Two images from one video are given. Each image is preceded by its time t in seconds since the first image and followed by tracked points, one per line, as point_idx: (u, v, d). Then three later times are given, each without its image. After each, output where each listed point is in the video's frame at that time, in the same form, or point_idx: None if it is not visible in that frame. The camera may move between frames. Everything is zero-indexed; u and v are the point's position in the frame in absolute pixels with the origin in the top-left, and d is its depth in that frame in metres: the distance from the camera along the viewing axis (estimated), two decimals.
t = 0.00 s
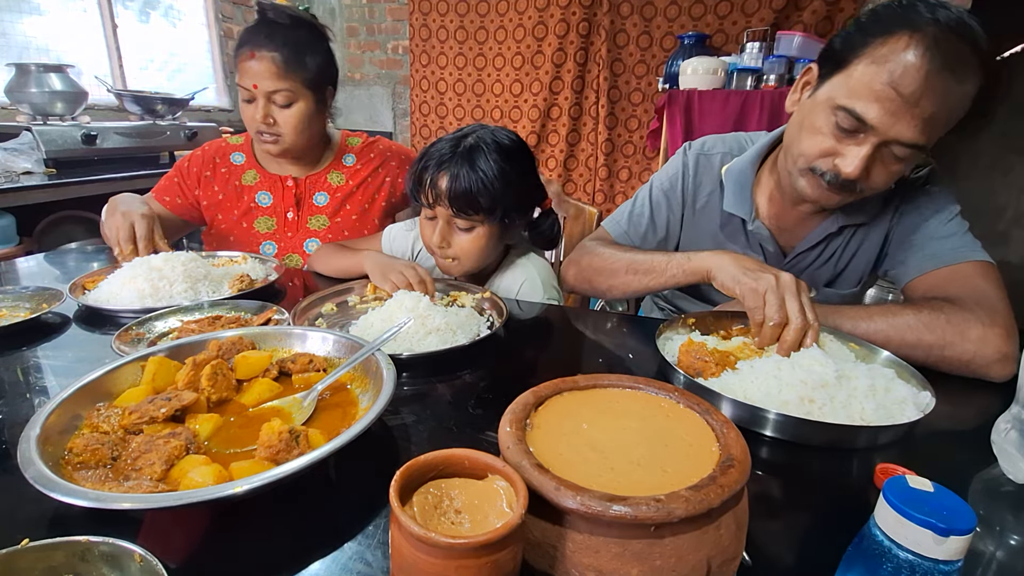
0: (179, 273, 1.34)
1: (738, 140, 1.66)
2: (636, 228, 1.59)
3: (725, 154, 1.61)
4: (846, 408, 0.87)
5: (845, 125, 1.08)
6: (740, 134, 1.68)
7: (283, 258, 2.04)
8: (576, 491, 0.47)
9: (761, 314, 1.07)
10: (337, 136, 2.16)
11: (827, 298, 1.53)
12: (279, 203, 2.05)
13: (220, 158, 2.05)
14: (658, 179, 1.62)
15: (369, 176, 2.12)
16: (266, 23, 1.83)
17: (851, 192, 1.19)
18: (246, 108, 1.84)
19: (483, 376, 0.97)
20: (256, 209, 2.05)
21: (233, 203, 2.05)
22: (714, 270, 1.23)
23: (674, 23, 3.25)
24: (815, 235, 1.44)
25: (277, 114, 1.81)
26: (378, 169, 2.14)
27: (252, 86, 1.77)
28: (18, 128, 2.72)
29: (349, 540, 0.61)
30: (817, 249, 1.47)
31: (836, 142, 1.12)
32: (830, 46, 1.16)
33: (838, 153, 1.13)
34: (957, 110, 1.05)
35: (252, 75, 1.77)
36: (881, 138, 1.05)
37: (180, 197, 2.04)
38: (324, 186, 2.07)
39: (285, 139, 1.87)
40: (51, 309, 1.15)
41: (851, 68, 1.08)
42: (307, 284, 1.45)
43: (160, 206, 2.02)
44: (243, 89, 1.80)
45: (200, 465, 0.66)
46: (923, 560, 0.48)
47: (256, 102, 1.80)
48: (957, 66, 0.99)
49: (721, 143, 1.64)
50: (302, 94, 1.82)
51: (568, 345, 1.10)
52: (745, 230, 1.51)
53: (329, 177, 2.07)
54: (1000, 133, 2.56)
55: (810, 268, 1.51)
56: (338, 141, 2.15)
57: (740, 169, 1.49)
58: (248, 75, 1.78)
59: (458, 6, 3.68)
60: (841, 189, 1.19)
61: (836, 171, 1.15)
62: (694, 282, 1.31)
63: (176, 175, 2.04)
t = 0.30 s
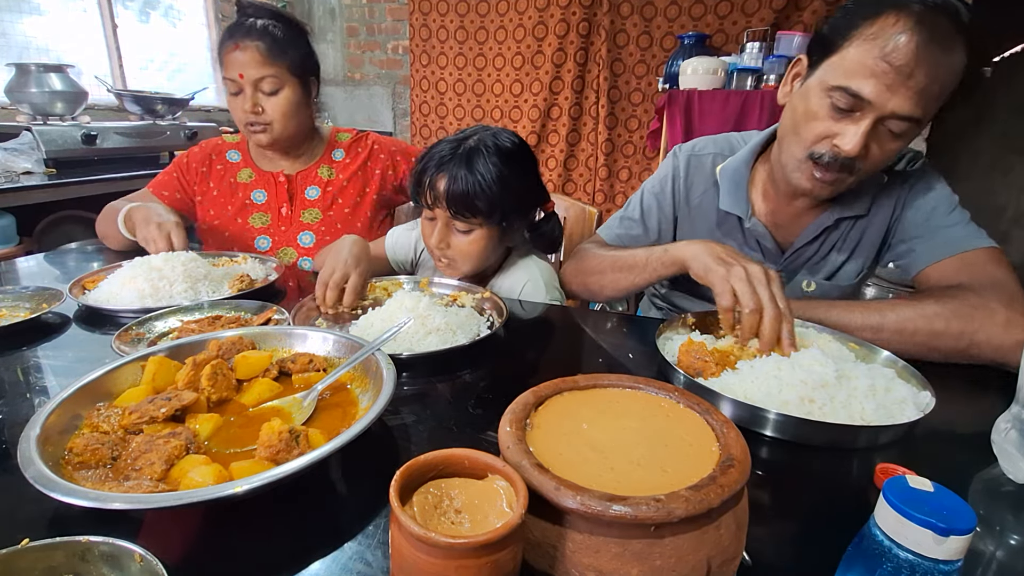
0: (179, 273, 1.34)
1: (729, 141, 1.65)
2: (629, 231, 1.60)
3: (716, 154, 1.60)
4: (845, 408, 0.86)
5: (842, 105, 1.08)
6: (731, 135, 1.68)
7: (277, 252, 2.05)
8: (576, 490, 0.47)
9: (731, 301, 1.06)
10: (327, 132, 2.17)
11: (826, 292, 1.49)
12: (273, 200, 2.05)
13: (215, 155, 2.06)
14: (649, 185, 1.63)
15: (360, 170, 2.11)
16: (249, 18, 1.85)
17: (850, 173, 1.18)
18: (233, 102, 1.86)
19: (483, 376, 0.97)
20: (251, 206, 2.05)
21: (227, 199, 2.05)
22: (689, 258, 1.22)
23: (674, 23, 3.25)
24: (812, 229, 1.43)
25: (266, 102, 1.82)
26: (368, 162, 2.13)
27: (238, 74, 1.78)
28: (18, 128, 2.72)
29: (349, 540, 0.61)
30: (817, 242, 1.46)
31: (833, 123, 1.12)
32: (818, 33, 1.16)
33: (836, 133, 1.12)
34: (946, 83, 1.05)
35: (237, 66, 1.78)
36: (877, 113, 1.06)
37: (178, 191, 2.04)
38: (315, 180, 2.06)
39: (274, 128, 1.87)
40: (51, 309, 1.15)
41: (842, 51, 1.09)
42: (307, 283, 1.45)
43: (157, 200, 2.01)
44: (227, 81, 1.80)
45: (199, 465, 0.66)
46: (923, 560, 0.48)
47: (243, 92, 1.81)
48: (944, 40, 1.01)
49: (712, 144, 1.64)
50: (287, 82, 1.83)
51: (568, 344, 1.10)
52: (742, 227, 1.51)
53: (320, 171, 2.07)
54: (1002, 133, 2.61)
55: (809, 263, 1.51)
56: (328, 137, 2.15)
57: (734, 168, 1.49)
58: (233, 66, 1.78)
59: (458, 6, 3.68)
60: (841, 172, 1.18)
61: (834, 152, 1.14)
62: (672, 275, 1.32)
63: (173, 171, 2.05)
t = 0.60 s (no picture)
0: (179, 273, 1.34)
1: (737, 143, 1.65)
2: (628, 235, 1.60)
3: (722, 158, 1.59)
4: (845, 408, 0.87)
5: (862, 121, 1.07)
6: (738, 137, 1.67)
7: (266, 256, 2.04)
8: (576, 491, 0.47)
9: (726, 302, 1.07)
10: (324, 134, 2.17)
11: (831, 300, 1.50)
12: (264, 204, 2.04)
13: (211, 156, 2.06)
14: (651, 189, 1.64)
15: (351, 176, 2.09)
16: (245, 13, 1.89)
17: (866, 188, 1.20)
18: (225, 82, 1.87)
19: (483, 376, 0.97)
20: (243, 209, 2.05)
21: (221, 201, 2.05)
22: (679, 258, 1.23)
23: (674, 23, 3.25)
24: (822, 238, 1.44)
25: (259, 80, 1.84)
26: (359, 168, 2.09)
27: (233, 52, 1.81)
28: (18, 128, 2.72)
29: (348, 540, 0.61)
30: (826, 251, 1.46)
31: (851, 138, 1.12)
32: (842, 41, 1.16)
33: (855, 149, 1.13)
34: (976, 102, 1.05)
35: (232, 44, 1.81)
36: (900, 131, 1.04)
37: (177, 189, 2.05)
38: (306, 184, 2.05)
39: (268, 109, 1.87)
40: (51, 309, 1.15)
41: (865, 64, 1.09)
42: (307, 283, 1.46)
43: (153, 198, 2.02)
44: (223, 59, 1.83)
45: (199, 465, 0.66)
46: (923, 560, 0.48)
47: (237, 69, 1.83)
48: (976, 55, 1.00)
49: (718, 146, 1.63)
50: (280, 63, 1.86)
51: (568, 344, 1.10)
52: (748, 234, 1.51)
53: (311, 175, 2.06)
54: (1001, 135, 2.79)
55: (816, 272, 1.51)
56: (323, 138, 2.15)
57: (742, 172, 1.48)
58: (228, 46, 1.82)
59: (458, 6, 3.68)
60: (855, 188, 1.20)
61: (851, 167, 1.15)
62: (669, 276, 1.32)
63: (170, 168, 2.05)
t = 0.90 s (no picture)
0: (179, 273, 1.34)
1: (746, 142, 1.65)
2: (631, 232, 1.61)
3: (731, 155, 1.60)
4: (846, 408, 0.87)
5: (869, 138, 1.08)
6: (747, 137, 1.67)
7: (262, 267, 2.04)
8: (576, 491, 0.47)
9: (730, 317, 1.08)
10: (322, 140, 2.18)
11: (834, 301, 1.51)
12: (261, 212, 2.05)
13: (206, 161, 2.05)
14: (656, 184, 1.63)
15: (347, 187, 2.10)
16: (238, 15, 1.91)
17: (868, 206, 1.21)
18: (230, 82, 1.85)
19: (484, 376, 0.97)
20: (239, 217, 2.05)
21: (216, 208, 2.05)
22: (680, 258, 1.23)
23: (674, 23, 3.25)
24: (826, 241, 1.44)
25: (271, 80, 1.85)
26: (355, 179, 2.11)
27: (244, 50, 1.82)
28: (18, 128, 2.71)
29: (348, 540, 0.61)
30: (830, 254, 1.46)
31: (857, 154, 1.13)
32: (854, 52, 1.15)
33: (860, 166, 1.13)
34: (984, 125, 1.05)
35: (243, 41, 1.82)
36: (906, 150, 1.05)
37: (172, 194, 2.04)
38: (303, 194, 2.06)
39: (278, 108, 1.88)
40: (51, 309, 1.15)
41: (876, 79, 1.08)
42: (307, 284, 1.46)
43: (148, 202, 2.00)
44: (230, 57, 1.83)
45: (199, 465, 0.66)
46: (923, 560, 0.48)
47: (246, 68, 1.83)
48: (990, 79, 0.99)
49: (727, 145, 1.63)
50: (289, 66, 1.89)
51: (568, 344, 1.10)
52: (754, 236, 1.51)
53: (309, 184, 2.07)
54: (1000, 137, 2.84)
55: (820, 274, 1.51)
56: (321, 145, 2.16)
57: (749, 173, 1.49)
58: (235, 45, 1.82)
59: (458, 6, 3.68)
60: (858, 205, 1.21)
61: (855, 185, 1.16)
62: (673, 285, 1.32)
63: (164, 172, 2.03)
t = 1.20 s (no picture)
0: (179, 273, 1.34)
1: (752, 140, 1.65)
2: (636, 228, 1.61)
3: (736, 152, 1.60)
4: (847, 408, 0.87)
5: (866, 137, 1.07)
6: (753, 135, 1.67)
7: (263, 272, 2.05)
8: (576, 491, 0.47)
9: (737, 327, 1.06)
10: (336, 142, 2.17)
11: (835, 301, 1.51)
12: (266, 217, 2.06)
13: (214, 161, 2.05)
14: (661, 179, 1.62)
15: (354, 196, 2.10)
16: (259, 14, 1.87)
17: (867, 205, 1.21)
18: (231, 91, 1.84)
19: (484, 376, 0.97)
20: (243, 221, 2.06)
21: (222, 210, 2.06)
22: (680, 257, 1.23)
23: (674, 23, 3.25)
24: (827, 241, 1.44)
25: (268, 94, 1.82)
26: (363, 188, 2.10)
27: (242, 63, 1.77)
28: (17, 128, 2.71)
29: (349, 540, 0.61)
30: (831, 254, 1.46)
31: (855, 153, 1.13)
32: (853, 55, 1.15)
33: (857, 165, 1.13)
34: (980, 130, 1.05)
35: (242, 54, 1.77)
36: (902, 150, 1.05)
37: (178, 194, 2.04)
38: (309, 201, 2.06)
39: (273, 123, 1.86)
40: (51, 309, 1.15)
41: (873, 79, 1.08)
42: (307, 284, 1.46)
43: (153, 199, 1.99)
44: (230, 69, 1.79)
45: (200, 465, 0.66)
46: (923, 559, 0.48)
47: (244, 82, 1.79)
48: (987, 79, 0.99)
49: (733, 141, 1.63)
50: (290, 77, 1.83)
51: (568, 344, 1.10)
52: (756, 234, 1.51)
53: (316, 190, 2.06)
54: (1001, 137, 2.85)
55: (822, 274, 1.51)
56: (334, 148, 2.14)
57: (752, 172, 1.48)
58: (236, 55, 1.78)
59: (458, 6, 3.68)
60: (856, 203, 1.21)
61: (852, 183, 1.16)
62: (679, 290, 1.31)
63: (171, 171, 2.03)
